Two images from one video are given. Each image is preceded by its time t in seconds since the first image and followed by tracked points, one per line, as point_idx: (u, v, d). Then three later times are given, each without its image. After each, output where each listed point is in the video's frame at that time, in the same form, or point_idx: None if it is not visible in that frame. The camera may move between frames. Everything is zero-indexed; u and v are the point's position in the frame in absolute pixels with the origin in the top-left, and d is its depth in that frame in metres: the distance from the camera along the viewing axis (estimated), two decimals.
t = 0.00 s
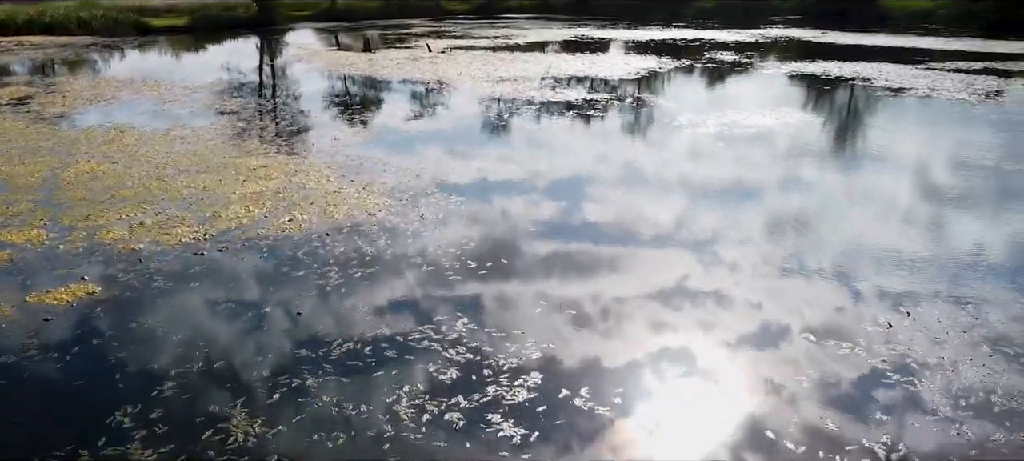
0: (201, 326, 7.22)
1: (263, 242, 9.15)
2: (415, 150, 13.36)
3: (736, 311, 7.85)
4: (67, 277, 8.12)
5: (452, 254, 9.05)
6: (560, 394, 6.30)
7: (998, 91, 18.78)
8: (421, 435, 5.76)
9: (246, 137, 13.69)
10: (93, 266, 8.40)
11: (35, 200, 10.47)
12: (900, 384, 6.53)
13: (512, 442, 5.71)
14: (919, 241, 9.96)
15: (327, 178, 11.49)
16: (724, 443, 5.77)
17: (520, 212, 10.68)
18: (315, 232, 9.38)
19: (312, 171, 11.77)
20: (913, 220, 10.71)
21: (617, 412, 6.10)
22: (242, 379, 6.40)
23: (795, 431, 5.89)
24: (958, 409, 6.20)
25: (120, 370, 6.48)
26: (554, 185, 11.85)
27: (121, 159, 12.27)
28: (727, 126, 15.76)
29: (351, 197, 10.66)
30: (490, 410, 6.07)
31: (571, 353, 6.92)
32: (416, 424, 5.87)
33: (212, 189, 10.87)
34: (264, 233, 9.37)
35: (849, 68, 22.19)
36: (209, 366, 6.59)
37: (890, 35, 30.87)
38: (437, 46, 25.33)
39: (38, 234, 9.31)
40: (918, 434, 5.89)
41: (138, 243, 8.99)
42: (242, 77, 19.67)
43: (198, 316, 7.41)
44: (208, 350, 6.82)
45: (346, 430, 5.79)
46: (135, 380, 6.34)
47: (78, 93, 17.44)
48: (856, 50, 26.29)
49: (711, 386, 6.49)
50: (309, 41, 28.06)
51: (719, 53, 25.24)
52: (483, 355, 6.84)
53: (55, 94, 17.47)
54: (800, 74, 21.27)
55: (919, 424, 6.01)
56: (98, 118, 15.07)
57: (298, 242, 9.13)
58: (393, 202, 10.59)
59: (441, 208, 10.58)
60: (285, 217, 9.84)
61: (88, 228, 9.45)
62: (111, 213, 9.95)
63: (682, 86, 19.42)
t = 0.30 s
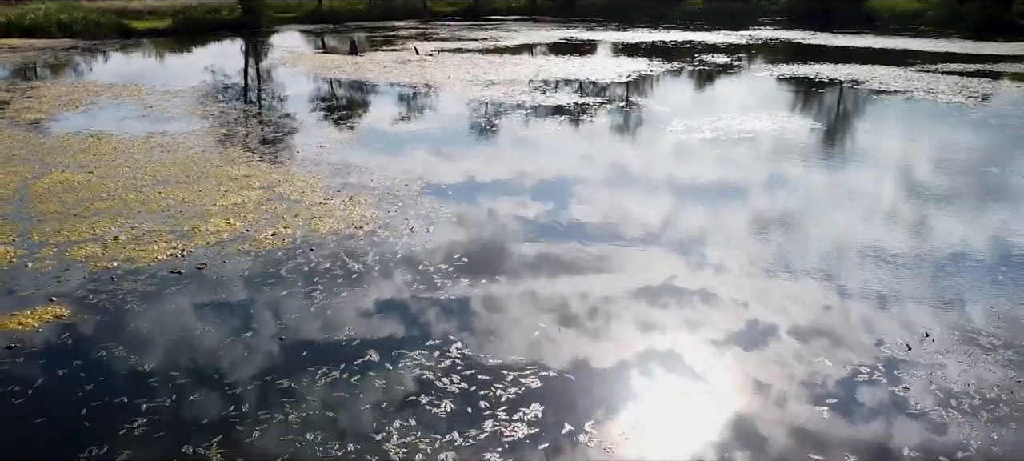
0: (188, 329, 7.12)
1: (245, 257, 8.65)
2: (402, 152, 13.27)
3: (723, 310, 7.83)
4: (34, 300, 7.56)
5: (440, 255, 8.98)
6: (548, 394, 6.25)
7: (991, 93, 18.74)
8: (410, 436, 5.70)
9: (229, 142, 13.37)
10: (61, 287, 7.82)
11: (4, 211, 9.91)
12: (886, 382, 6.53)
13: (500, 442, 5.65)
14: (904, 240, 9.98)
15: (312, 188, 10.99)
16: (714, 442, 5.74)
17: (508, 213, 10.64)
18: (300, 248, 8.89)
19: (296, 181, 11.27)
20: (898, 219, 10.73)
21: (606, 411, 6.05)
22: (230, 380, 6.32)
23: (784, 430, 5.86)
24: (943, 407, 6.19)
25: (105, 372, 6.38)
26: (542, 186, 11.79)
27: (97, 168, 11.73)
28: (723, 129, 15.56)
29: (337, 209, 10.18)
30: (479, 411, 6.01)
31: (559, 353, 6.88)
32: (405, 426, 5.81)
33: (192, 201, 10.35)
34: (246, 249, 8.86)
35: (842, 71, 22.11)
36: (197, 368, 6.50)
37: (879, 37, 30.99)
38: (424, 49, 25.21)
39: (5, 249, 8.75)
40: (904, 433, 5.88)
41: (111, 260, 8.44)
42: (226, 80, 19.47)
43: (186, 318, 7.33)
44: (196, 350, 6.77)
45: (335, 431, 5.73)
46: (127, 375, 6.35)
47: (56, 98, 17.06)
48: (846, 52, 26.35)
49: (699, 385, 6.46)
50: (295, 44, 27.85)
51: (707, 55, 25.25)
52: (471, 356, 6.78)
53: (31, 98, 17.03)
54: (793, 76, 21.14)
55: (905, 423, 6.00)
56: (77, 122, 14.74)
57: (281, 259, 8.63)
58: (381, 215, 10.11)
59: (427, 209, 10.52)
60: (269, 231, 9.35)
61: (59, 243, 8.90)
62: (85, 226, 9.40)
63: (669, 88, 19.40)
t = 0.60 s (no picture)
0: (183, 330, 7.05)
1: (231, 273, 8.24)
2: (397, 154, 13.21)
3: (718, 311, 7.78)
4: (8, 322, 7.13)
5: (435, 256, 8.91)
6: (543, 396, 6.17)
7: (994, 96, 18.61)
8: (406, 438, 5.63)
9: (223, 146, 13.16)
10: (36, 309, 7.37)
11: None
12: (882, 383, 6.48)
13: (496, 442, 5.59)
14: (898, 241, 9.95)
15: (304, 199, 10.57)
16: (711, 442, 5.69)
17: (503, 214, 10.58)
18: (290, 264, 8.47)
19: (287, 191, 10.87)
20: (892, 220, 10.70)
21: (602, 411, 6.00)
22: (226, 382, 6.26)
23: (780, 430, 5.81)
24: (937, 407, 6.15)
25: (100, 375, 6.30)
26: (537, 187, 11.75)
27: (81, 178, 11.31)
28: (724, 132, 15.41)
29: (329, 221, 9.76)
30: (475, 412, 5.94)
31: (554, 353, 6.82)
32: (400, 427, 5.74)
33: (179, 212, 9.95)
34: (233, 265, 8.44)
35: (843, 73, 21.97)
36: (192, 371, 6.43)
37: (877, 39, 30.93)
38: (420, 51, 25.12)
39: None
40: (900, 432, 5.84)
41: (91, 277, 8.04)
42: (219, 83, 19.37)
43: (179, 322, 7.19)
44: (189, 354, 6.66)
45: (332, 433, 5.67)
46: (115, 388, 6.14)
47: (44, 102, 16.69)
48: (845, 54, 26.27)
49: (695, 385, 6.41)
50: (289, 46, 27.72)
51: (703, 57, 25.18)
52: (466, 357, 6.71)
53: (18, 103, 16.64)
54: (796, 79, 20.96)
55: (900, 423, 5.96)
56: (69, 125, 14.59)
57: (270, 275, 8.22)
58: (376, 226, 9.69)
59: (421, 209, 10.48)
60: (258, 245, 8.94)
61: (37, 260, 8.47)
62: (65, 241, 8.98)
63: (665, 90, 19.34)
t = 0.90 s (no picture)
0: (177, 343, 6.77)
1: (227, 293, 7.74)
2: (401, 155, 13.17)
3: (722, 313, 7.71)
4: None
5: (438, 258, 8.85)
6: (547, 396, 6.12)
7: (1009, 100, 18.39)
8: (409, 438, 5.58)
9: (226, 151, 12.85)
10: (20, 333, 6.87)
11: None
12: (887, 385, 6.41)
13: (499, 443, 5.54)
14: (903, 243, 9.86)
15: (305, 210, 10.09)
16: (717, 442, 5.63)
17: (507, 215, 10.52)
18: (289, 282, 8.00)
19: (288, 201, 10.40)
20: (898, 222, 10.62)
21: (607, 412, 5.95)
22: (231, 382, 6.20)
23: (784, 430, 5.75)
24: (942, 409, 6.09)
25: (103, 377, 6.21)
26: (541, 188, 11.70)
27: (75, 187, 10.78)
28: (736, 136, 15.08)
29: (330, 234, 9.29)
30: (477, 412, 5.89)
31: (557, 354, 6.77)
32: (404, 427, 5.69)
33: (175, 224, 9.47)
34: (229, 282, 7.96)
35: (856, 77, 21.72)
36: (196, 371, 6.38)
37: (887, 42, 30.74)
38: (425, 54, 25.06)
39: None
40: (904, 434, 5.78)
41: (80, 296, 7.54)
42: (223, 85, 19.34)
43: (172, 339, 6.84)
44: (180, 378, 6.24)
45: (335, 434, 5.61)
46: (98, 421, 5.66)
47: (42, 105, 16.25)
48: (854, 57, 26.10)
49: (698, 386, 6.35)
50: (293, 48, 27.67)
51: (710, 59, 25.04)
52: (469, 358, 6.65)
53: (14, 106, 16.15)
54: (808, 83, 20.72)
55: (905, 424, 5.90)
56: (73, 125, 14.57)
57: (267, 295, 7.73)
58: (379, 240, 9.23)
59: (424, 216, 10.21)
60: (255, 260, 8.46)
61: (25, 277, 7.97)
62: (55, 256, 8.48)
63: (672, 92, 19.21)
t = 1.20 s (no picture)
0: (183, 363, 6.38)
1: (239, 309, 7.35)
2: (422, 156, 13.17)
3: (744, 316, 7.60)
4: None
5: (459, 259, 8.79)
6: (567, 397, 6.07)
7: None
8: (429, 437, 5.55)
9: (247, 155, 12.65)
10: (24, 351, 6.51)
11: None
12: (911, 390, 6.30)
13: (519, 443, 5.49)
14: (929, 247, 9.70)
15: (322, 219, 9.74)
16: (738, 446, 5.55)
17: (528, 216, 10.47)
18: (304, 297, 7.64)
19: (305, 211, 10.01)
20: (923, 226, 10.45)
21: (627, 413, 5.88)
22: (254, 381, 6.17)
23: (807, 435, 5.66)
24: (968, 416, 5.97)
25: (127, 373, 6.20)
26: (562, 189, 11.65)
27: (92, 193, 10.40)
28: (767, 142, 14.65)
29: (347, 245, 8.95)
30: (496, 413, 5.84)
31: (577, 355, 6.72)
32: (423, 427, 5.66)
33: (189, 234, 9.10)
34: (242, 296, 7.61)
35: (889, 81, 21.34)
36: (218, 367, 6.37)
37: (917, 44, 30.30)
38: (447, 56, 25.07)
39: None
40: (927, 440, 5.68)
41: (88, 312, 7.18)
42: (246, 87, 19.43)
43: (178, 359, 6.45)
44: (186, 404, 5.83)
45: (354, 430, 5.59)
46: (98, 452, 5.26)
47: (63, 107, 16.07)
48: (885, 60, 25.73)
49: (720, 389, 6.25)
50: (316, 50, 27.76)
51: (736, 63, 24.74)
52: (490, 358, 6.62)
53: (35, 107, 15.96)
54: (840, 88, 20.34)
55: (929, 431, 5.78)
56: (98, 123, 14.71)
57: (281, 311, 7.34)
58: (398, 251, 8.86)
59: (443, 225, 9.84)
60: (269, 274, 8.12)
61: (33, 290, 7.63)
62: (66, 268, 8.13)
63: (696, 95, 18.97)
